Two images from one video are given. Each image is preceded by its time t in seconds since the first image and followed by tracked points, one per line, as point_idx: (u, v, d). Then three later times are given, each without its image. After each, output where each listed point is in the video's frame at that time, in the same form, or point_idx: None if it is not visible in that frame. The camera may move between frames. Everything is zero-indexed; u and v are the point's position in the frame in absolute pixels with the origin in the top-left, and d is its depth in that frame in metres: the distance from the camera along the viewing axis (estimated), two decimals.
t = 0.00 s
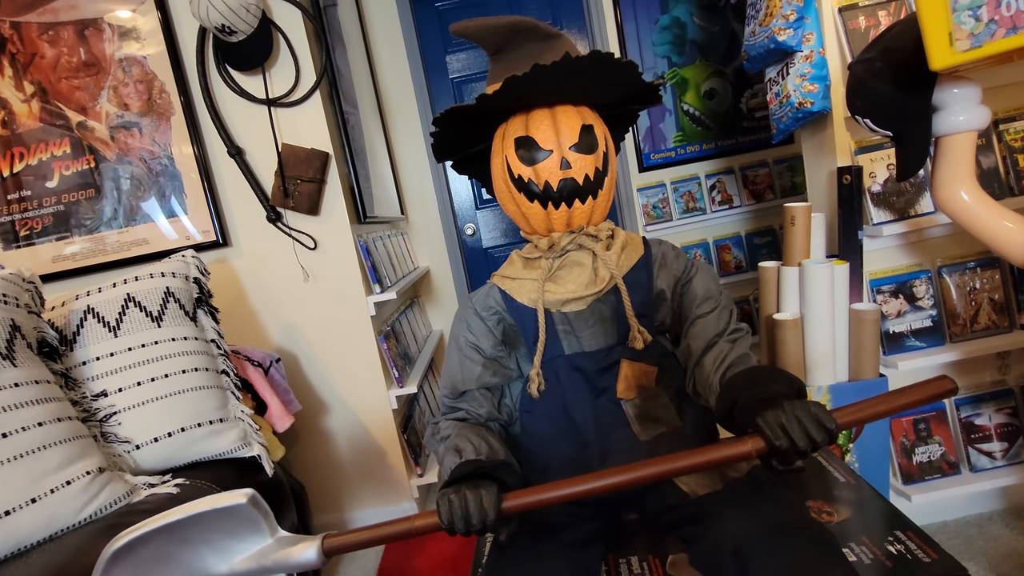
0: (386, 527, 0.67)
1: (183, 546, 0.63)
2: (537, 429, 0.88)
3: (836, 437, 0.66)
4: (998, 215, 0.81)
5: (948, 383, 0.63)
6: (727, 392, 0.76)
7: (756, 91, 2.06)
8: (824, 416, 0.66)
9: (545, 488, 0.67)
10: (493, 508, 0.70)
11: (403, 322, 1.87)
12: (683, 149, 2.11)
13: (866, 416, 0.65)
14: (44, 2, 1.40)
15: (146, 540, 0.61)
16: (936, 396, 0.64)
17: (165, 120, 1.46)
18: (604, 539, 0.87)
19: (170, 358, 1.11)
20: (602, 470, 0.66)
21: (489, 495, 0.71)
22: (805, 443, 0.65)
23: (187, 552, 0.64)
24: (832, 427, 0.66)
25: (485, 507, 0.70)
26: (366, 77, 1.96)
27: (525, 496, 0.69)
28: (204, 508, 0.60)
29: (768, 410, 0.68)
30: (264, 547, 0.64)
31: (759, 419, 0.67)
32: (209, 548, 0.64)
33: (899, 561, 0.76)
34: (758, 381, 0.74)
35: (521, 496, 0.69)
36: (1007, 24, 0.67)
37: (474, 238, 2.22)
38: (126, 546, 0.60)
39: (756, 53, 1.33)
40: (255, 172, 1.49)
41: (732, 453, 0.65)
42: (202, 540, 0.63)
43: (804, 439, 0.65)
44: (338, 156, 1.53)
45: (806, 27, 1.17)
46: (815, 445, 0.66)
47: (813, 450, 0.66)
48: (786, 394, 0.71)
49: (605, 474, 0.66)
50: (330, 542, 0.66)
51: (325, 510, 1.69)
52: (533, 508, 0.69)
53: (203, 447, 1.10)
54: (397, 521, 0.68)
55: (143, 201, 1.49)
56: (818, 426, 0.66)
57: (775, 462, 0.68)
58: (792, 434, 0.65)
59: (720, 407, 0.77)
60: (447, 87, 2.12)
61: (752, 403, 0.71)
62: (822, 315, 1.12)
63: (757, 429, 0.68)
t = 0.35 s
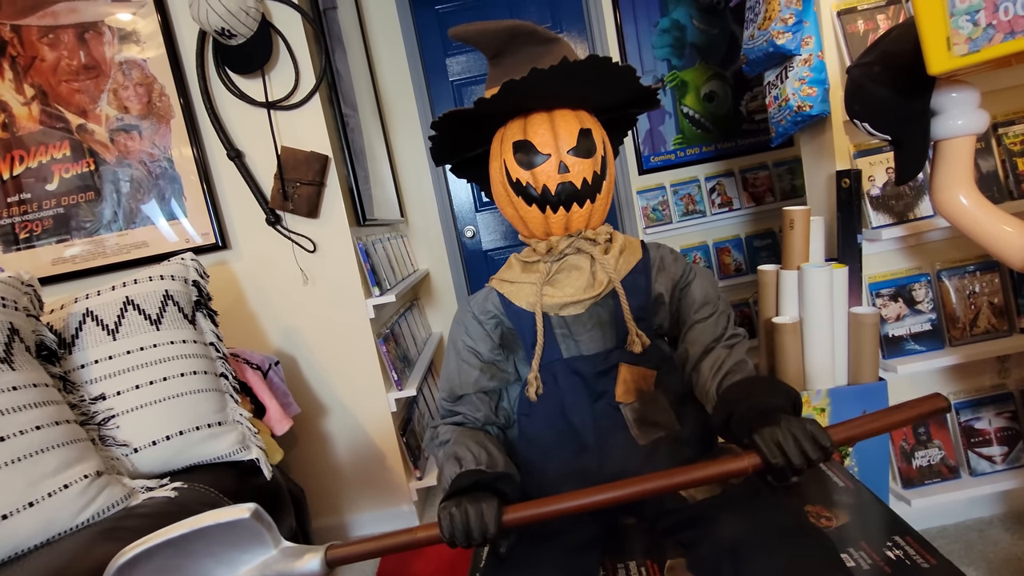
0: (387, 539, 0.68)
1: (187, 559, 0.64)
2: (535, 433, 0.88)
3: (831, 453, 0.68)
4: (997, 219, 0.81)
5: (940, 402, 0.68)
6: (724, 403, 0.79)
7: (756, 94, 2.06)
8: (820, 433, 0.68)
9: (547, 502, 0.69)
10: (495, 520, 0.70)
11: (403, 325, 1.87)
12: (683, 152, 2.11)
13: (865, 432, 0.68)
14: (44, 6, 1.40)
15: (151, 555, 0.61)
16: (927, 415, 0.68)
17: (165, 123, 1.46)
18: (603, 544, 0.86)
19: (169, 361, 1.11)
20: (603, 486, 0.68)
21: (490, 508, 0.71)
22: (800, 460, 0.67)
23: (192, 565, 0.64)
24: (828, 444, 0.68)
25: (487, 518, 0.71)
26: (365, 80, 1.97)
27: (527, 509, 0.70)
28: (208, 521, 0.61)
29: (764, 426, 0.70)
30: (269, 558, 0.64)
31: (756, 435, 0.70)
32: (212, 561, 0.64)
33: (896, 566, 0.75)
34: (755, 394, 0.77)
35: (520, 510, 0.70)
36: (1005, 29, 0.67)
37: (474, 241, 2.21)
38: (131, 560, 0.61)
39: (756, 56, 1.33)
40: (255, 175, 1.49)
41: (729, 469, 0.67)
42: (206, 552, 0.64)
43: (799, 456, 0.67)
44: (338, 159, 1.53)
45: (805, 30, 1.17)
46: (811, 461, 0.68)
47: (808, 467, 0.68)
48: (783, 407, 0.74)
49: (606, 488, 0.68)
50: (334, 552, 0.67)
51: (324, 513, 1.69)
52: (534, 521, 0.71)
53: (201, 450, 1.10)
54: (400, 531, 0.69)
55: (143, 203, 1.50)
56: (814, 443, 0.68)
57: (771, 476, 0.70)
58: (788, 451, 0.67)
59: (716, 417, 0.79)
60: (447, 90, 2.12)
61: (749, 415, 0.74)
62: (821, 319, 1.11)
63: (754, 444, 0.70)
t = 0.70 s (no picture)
0: (393, 550, 0.68)
1: (196, 568, 0.63)
2: (536, 434, 0.88)
3: (828, 468, 0.70)
4: (1000, 221, 0.80)
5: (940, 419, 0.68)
6: (723, 411, 0.81)
7: (757, 95, 2.06)
8: (818, 450, 0.69)
9: (550, 514, 0.69)
10: (500, 531, 0.70)
11: (404, 326, 1.87)
12: (684, 153, 2.10)
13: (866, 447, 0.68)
14: (46, 7, 1.41)
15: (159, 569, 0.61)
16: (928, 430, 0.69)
17: (166, 124, 1.46)
18: (604, 546, 0.86)
19: (169, 362, 1.11)
20: (606, 500, 0.69)
21: (495, 518, 0.71)
22: (798, 478, 0.69)
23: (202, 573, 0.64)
24: (826, 460, 0.69)
25: (491, 529, 0.71)
26: (366, 81, 1.97)
27: (531, 521, 0.70)
28: (217, 536, 0.60)
29: (764, 443, 0.71)
30: (279, 568, 0.64)
31: (756, 451, 0.71)
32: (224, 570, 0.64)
33: (899, 568, 0.75)
34: (755, 404, 0.79)
35: (524, 522, 0.70)
36: (1007, 29, 0.66)
37: (475, 242, 2.21)
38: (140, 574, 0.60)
39: (757, 57, 1.33)
40: (256, 176, 1.49)
41: (730, 485, 0.68)
42: (216, 561, 0.63)
43: (797, 473, 0.69)
44: (339, 160, 1.53)
45: (807, 31, 1.17)
46: (808, 479, 0.69)
47: (806, 482, 0.69)
48: (780, 418, 0.77)
49: (610, 501, 0.68)
50: (343, 562, 0.65)
51: (325, 515, 1.69)
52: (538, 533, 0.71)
53: (201, 451, 1.10)
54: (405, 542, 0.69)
55: (145, 204, 1.50)
56: (812, 461, 0.69)
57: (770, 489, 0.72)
58: (786, 469, 0.69)
59: (716, 422, 0.81)
60: (449, 92, 2.12)
61: (748, 425, 0.76)
62: (823, 321, 1.11)
63: (753, 459, 0.71)
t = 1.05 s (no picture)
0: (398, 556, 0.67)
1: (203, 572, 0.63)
2: (536, 438, 0.88)
3: (825, 480, 0.70)
4: (998, 226, 0.81)
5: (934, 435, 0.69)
6: (722, 419, 0.82)
7: (758, 100, 2.07)
8: (814, 463, 0.70)
9: (553, 522, 0.69)
10: (503, 538, 0.71)
11: (405, 331, 1.87)
12: (684, 158, 2.11)
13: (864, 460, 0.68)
14: (51, 13, 1.42)
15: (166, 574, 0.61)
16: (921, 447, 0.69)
17: (169, 129, 1.47)
18: (604, 550, 0.86)
19: (171, 366, 1.11)
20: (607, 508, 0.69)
21: (498, 526, 0.72)
22: (795, 490, 0.69)
23: None
24: (822, 473, 0.70)
25: (495, 536, 0.71)
26: (368, 86, 1.98)
27: (534, 528, 0.70)
28: (224, 541, 0.59)
29: (762, 455, 0.71)
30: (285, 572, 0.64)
31: (754, 464, 0.71)
32: (231, 574, 0.65)
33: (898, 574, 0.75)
34: (754, 414, 0.80)
35: (527, 530, 0.70)
36: (1005, 37, 0.66)
37: (476, 247, 2.22)
38: None
39: (757, 64, 1.33)
40: (258, 181, 1.50)
41: (729, 495, 0.68)
42: (222, 566, 0.63)
43: (794, 486, 0.69)
44: (341, 165, 1.54)
45: (806, 38, 1.17)
46: (805, 490, 0.69)
47: (803, 494, 0.70)
48: (779, 429, 0.78)
49: (611, 510, 0.68)
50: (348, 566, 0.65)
51: (325, 519, 1.69)
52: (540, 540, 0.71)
53: (203, 455, 1.10)
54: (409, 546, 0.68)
55: (147, 209, 1.50)
56: (809, 474, 0.70)
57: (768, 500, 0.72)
58: (784, 480, 0.69)
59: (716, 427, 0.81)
60: (450, 97, 2.13)
61: (747, 435, 0.77)
62: (824, 326, 1.11)
63: (751, 471, 0.71)
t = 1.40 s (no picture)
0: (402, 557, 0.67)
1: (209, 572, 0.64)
2: (536, 442, 0.89)
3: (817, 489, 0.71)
4: (992, 234, 0.82)
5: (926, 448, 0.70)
6: (717, 426, 0.83)
7: (757, 110, 2.08)
8: (808, 473, 0.71)
9: (552, 526, 0.69)
10: (504, 542, 0.71)
11: (406, 337, 1.88)
12: (684, 167, 2.13)
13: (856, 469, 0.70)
14: (59, 24, 1.44)
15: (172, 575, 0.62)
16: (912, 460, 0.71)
17: (174, 138, 1.49)
18: (603, 555, 0.87)
19: (175, 372, 1.12)
20: (605, 513, 0.69)
21: (499, 530, 0.72)
22: (789, 499, 0.70)
23: None
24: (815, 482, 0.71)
25: (496, 540, 0.72)
26: (371, 95, 2.00)
27: (534, 533, 0.70)
28: (230, 543, 0.60)
29: (757, 464, 0.72)
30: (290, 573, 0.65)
31: (749, 473, 0.71)
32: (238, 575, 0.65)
33: None
34: (749, 422, 0.81)
35: (528, 534, 0.71)
36: (996, 50, 0.68)
37: (477, 254, 2.23)
38: None
39: (755, 74, 1.35)
40: (262, 189, 1.52)
41: (725, 502, 0.69)
42: (227, 567, 0.64)
43: (788, 494, 0.70)
44: (343, 173, 1.55)
45: (803, 50, 1.20)
46: (799, 499, 0.70)
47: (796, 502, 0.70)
48: (774, 438, 0.78)
49: (610, 515, 0.69)
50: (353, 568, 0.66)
51: (326, 525, 1.69)
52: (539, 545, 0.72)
53: (205, 460, 1.11)
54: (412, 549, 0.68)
55: (151, 216, 1.52)
56: (803, 483, 0.70)
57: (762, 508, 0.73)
58: (778, 489, 0.70)
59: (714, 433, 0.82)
60: (452, 106, 2.15)
61: (742, 443, 0.78)
62: (822, 334, 1.12)
63: (746, 480, 0.72)
